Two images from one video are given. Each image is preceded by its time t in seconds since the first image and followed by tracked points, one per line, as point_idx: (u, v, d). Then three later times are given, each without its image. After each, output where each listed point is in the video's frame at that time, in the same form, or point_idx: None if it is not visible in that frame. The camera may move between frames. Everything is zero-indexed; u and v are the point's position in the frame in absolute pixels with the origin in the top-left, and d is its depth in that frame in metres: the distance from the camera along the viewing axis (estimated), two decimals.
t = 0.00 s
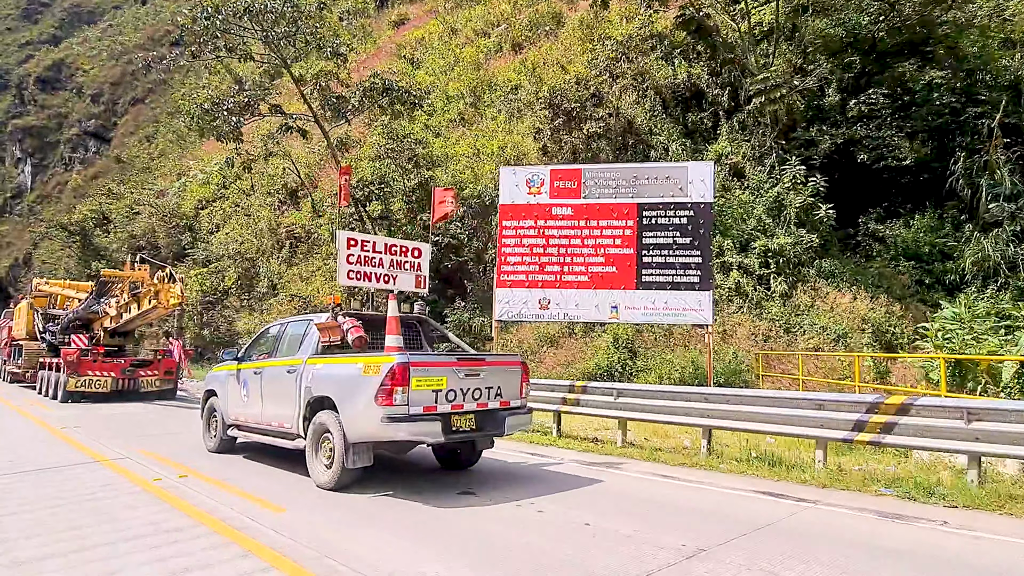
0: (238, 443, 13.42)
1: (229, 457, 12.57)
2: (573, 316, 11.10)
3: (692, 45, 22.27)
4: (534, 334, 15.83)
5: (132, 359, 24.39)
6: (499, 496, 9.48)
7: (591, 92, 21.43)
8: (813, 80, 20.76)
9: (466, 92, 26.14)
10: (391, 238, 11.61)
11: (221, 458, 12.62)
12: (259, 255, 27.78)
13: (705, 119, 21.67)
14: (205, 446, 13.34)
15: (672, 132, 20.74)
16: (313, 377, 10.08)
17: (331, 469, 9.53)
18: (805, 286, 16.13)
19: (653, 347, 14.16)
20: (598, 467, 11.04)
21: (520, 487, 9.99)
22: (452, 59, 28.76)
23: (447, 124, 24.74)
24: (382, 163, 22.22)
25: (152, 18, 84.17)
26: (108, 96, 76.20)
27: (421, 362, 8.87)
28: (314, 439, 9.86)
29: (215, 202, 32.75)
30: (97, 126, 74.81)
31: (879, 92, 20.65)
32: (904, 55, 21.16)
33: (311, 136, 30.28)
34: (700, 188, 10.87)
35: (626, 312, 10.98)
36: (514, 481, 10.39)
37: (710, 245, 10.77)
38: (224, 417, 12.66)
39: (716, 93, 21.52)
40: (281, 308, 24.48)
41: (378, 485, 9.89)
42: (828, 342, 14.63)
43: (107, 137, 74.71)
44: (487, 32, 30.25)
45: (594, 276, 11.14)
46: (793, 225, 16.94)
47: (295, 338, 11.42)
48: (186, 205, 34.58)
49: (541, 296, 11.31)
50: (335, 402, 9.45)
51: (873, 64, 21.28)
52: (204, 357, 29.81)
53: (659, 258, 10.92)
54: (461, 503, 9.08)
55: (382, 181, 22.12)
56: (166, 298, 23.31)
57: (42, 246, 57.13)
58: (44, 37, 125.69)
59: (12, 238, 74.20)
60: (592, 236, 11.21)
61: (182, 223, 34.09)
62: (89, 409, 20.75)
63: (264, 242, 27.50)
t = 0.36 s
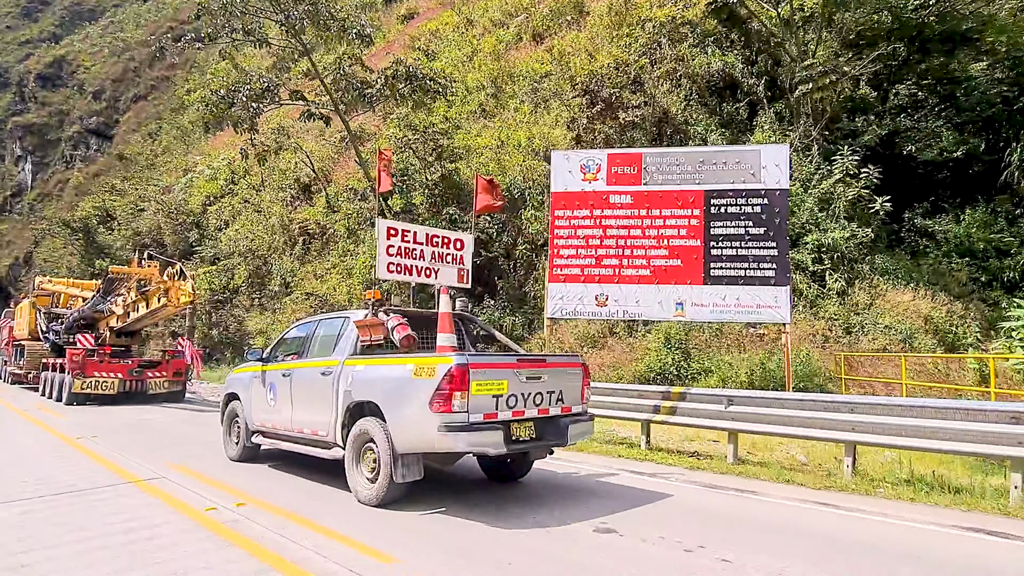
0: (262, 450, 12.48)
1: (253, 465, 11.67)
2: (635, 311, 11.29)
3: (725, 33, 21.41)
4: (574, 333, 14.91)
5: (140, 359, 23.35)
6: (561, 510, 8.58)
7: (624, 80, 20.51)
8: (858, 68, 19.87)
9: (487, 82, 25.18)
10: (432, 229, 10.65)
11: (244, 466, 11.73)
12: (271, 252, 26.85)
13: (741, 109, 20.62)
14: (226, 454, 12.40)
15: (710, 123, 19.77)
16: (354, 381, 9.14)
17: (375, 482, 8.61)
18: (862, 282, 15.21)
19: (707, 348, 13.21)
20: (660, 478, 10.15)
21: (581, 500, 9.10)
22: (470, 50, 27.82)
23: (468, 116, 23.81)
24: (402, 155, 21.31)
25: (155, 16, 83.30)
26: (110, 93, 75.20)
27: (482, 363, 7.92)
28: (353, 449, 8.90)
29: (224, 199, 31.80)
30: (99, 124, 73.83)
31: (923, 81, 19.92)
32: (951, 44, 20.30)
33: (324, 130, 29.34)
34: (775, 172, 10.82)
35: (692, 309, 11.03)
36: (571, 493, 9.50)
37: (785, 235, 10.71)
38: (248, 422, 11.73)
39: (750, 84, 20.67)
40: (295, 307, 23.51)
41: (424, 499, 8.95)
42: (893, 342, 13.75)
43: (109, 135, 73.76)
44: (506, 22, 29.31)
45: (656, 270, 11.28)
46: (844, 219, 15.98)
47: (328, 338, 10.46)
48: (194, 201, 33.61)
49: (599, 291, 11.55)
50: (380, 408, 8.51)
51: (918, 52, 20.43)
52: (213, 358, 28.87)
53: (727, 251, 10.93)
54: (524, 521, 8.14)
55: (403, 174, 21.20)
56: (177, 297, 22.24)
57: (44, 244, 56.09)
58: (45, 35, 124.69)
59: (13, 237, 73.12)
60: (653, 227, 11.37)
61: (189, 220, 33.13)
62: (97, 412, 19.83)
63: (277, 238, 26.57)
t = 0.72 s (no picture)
0: (297, 461, 11.33)
1: (289, 478, 10.58)
2: (728, 304, 10.90)
3: (768, 17, 19.96)
4: (632, 333, 13.83)
5: (152, 361, 22.20)
6: (659, 534, 7.48)
7: (666, 66, 19.36)
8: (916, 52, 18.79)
9: (515, 69, 24.06)
10: (495, 215, 9.49)
11: (281, 478, 10.63)
12: (288, 249, 25.75)
13: (789, 96, 19.26)
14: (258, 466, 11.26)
15: (761, 110, 18.65)
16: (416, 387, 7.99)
17: (445, 505, 7.44)
18: (942, 278, 14.20)
19: (783, 349, 12.34)
20: (753, 494, 9.08)
21: (675, 522, 8.01)
22: (495, 37, 26.70)
23: (496, 104, 22.66)
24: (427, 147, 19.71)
25: (160, 13, 82.35)
26: (113, 90, 74.10)
27: (577, 366, 6.74)
28: (416, 466, 7.75)
29: (236, 194, 30.69)
30: (103, 121, 72.89)
31: (983, 66, 19.02)
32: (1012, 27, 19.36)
33: (342, 121, 28.22)
34: (888, 149, 10.36)
35: (792, 303, 10.62)
36: (660, 513, 8.40)
37: (901, 221, 10.19)
38: (284, 431, 10.58)
39: (801, 68, 19.29)
40: (315, 305, 22.43)
41: (499, 523, 7.78)
42: (987, 340, 12.84)
43: (113, 133, 72.73)
44: (530, 9, 28.19)
45: (750, 260, 10.86)
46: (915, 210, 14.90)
47: (380, 338, 9.30)
48: (204, 197, 32.50)
49: (683, 284, 11.17)
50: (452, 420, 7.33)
51: (977, 37, 19.46)
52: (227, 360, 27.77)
53: (834, 240, 10.47)
54: (622, 549, 6.97)
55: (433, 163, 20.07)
56: (192, 295, 20.94)
57: (47, 242, 54.99)
58: (47, 33, 123.64)
59: (15, 236, 72.03)
60: (747, 213, 10.93)
61: (200, 217, 32.03)
62: (112, 417, 18.77)
63: (294, 234, 25.49)
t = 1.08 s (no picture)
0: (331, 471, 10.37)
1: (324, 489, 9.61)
2: (828, 298, 10.32)
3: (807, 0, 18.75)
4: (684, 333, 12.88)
5: (161, 360, 21.16)
6: (766, 561, 6.53)
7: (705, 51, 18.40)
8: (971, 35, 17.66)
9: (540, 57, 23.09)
10: (559, 200, 8.57)
11: (315, 491, 9.68)
12: (302, 244, 24.79)
13: (835, 83, 18.33)
14: (289, 475, 10.29)
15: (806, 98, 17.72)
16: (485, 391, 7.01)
17: (522, 527, 6.47)
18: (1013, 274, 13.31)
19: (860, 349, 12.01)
20: (848, 511, 8.19)
21: (776, 544, 7.07)
22: (516, 24, 25.72)
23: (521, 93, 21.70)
24: (452, 134, 18.56)
25: (162, 8, 81.32)
26: (116, 86, 73.11)
27: (688, 369, 5.78)
28: (486, 480, 6.77)
29: (246, 188, 29.71)
30: (104, 117, 71.90)
31: None
32: None
33: (356, 112, 27.25)
34: (1004, 125, 9.75)
35: (900, 298, 10.05)
36: (753, 534, 7.46)
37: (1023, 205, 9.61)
38: (320, 438, 9.61)
39: (846, 54, 18.40)
40: (333, 302, 21.44)
41: (578, 547, 6.82)
42: None
43: (115, 129, 71.74)
44: None
45: (852, 250, 10.27)
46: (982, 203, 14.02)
47: (433, 336, 8.32)
48: (212, 191, 31.50)
49: (774, 276, 10.60)
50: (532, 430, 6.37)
51: None
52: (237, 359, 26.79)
53: (945, 227, 9.90)
54: None
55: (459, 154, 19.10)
56: (205, 292, 19.72)
57: (49, 240, 53.98)
58: (49, 30, 122.64)
59: (15, 233, 70.99)
60: (848, 197, 10.34)
61: (208, 212, 31.05)
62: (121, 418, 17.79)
63: (308, 229, 24.51)
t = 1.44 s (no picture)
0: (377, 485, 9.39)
1: (371, 506, 8.65)
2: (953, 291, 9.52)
3: None
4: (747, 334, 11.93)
5: (174, 361, 20.15)
6: None
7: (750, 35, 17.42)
8: None
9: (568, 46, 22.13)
10: (643, 181, 7.61)
11: (359, 507, 8.73)
12: (319, 241, 23.84)
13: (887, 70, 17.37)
14: (329, 488, 9.32)
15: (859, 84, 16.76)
16: (579, 397, 6.02)
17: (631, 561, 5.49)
18: None
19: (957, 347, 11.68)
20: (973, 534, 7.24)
21: None
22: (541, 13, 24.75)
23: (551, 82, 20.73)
24: (483, 123, 17.54)
25: (167, 5, 80.50)
26: (120, 84, 72.26)
27: (845, 374, 4.83)
28: (585, 507, 5.81)
29: (259, 184, 28.75)
30: (109, 115, 71.06)
31: None
32: None
33: (374, 105, 26.28)
34: None
35: None
36: (875, 564, 6.51)
37: None
38: (368, 449, 8.65)
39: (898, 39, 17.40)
40: (354, 300, 20.46)
41: None
42: None
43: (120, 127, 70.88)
44: None
45: (981, 237, 9.45)
46: None
47: (504, 334, 7.34)
48: (224, 187, 30.52)
49: (892, 268, 9.82)
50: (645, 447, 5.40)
51: None
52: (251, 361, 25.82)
53: None
54: None
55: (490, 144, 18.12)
56: (222, 289, 18.56)
57: (54, 238, 53.07)
58: (52, 30, 121.79)
59: (19, 233, 70.09)
60: (976, 179, 9.55)
61: (219, 209, 30.10)
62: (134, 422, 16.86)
63: (326, 226, 23.55)
